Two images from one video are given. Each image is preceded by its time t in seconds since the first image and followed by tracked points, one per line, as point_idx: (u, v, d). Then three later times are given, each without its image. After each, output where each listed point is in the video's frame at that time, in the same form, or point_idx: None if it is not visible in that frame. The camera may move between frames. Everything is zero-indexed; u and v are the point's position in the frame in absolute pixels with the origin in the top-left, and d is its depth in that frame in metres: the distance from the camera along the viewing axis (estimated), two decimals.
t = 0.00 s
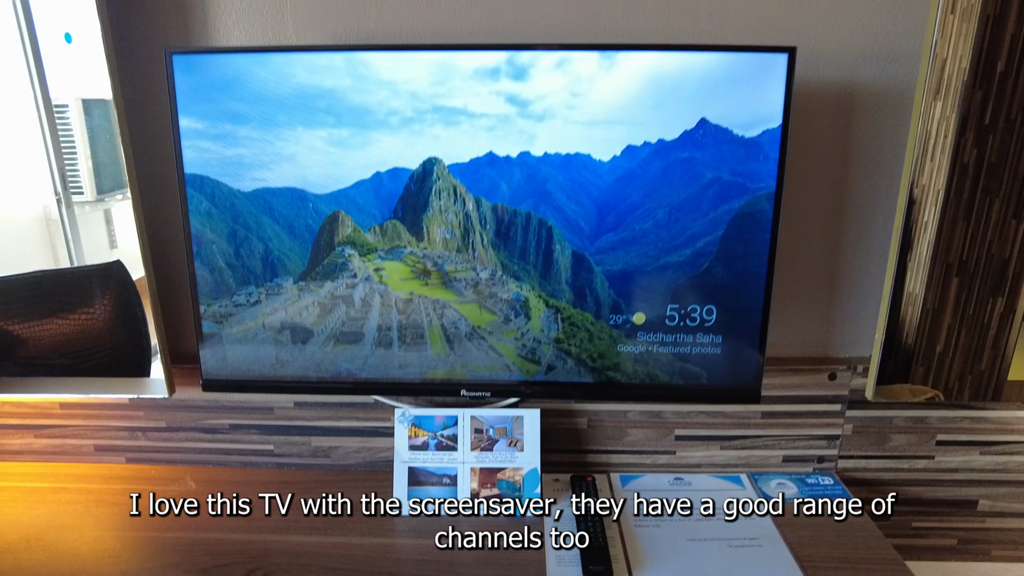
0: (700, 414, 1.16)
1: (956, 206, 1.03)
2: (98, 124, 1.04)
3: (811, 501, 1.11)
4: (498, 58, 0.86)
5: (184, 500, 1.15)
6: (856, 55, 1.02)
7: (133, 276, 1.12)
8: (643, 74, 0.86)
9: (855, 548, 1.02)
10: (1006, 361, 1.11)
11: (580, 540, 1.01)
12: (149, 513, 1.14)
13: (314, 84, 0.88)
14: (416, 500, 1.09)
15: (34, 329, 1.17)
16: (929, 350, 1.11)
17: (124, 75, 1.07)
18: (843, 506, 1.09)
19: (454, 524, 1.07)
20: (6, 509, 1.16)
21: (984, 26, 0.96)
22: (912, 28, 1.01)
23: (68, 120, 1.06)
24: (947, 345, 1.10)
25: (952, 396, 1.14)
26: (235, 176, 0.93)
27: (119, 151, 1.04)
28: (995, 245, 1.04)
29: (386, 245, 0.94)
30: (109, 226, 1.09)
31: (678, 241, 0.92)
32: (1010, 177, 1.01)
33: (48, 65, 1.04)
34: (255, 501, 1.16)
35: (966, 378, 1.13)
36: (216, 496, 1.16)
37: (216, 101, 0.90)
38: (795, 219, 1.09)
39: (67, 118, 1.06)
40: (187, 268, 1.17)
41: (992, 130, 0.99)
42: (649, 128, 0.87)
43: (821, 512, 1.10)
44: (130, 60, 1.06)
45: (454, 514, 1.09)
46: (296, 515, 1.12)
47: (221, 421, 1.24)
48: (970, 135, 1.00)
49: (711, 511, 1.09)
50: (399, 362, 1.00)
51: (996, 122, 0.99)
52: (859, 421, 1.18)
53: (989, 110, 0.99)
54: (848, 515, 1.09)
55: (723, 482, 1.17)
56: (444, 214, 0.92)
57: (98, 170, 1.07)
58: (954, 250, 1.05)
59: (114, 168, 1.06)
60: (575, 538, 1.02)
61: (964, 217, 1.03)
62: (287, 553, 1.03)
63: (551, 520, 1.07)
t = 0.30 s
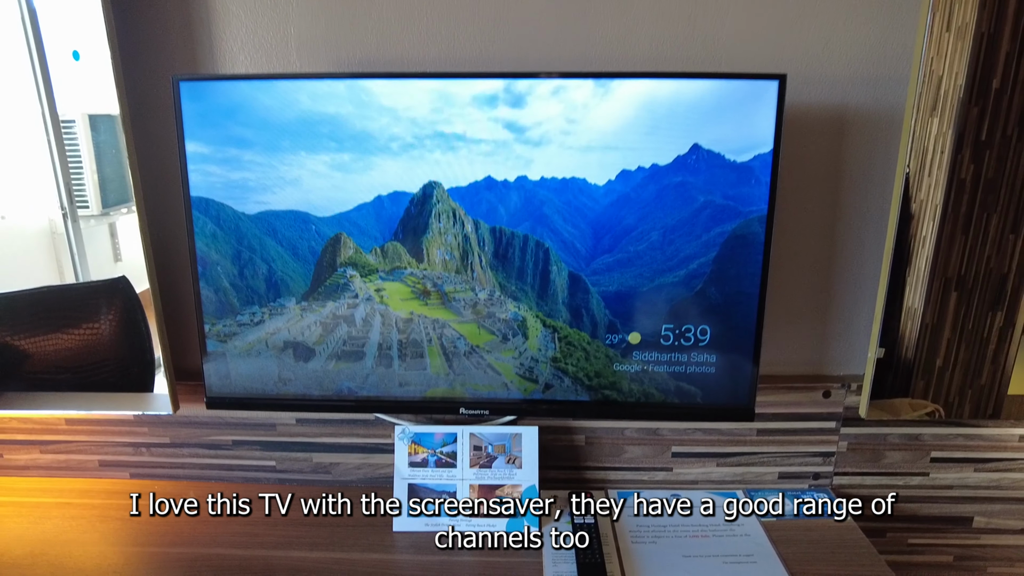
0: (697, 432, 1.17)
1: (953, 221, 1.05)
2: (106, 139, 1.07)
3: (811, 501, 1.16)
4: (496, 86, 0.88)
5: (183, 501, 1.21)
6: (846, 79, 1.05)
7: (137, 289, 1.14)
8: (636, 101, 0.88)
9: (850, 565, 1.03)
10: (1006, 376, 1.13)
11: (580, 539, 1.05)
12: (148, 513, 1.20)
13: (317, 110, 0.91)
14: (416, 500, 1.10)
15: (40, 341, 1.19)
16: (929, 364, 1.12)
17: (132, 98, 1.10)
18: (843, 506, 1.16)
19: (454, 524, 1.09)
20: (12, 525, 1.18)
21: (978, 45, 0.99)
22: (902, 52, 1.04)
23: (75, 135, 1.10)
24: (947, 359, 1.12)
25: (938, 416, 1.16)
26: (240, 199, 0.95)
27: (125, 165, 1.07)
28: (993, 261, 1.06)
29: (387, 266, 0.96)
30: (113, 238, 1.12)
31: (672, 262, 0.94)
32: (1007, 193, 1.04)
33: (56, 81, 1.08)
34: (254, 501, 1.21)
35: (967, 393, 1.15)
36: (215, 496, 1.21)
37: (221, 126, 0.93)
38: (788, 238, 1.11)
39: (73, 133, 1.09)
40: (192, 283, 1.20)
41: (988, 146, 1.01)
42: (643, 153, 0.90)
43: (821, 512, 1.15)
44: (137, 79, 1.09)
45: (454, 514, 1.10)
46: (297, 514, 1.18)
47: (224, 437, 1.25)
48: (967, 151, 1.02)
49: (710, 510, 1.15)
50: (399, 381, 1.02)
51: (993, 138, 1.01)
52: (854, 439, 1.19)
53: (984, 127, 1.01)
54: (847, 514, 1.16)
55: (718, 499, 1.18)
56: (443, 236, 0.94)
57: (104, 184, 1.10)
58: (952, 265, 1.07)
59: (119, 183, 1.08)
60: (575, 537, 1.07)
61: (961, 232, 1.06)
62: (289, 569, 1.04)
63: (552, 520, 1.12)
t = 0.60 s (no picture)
0: (691, 451, 1.20)
1: (950, 239, 1.09)
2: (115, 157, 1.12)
3: (812, 501, 1.23)
4: (494, 119, 0.92)
5: (183, 501, 1.29)
6: (832, 110, 1.09)
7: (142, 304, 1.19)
8: (628, 134, 0.92)
9: None
10: (1005, 394, 1.16)
11: (580, 539, 1.12)
12: (148, 512, 1.29)
13: (323, 142, 0.95)
14: (416, 500, 1.13)
15: (51, 357, 1.24)
16: (929, 383, 1.16)
17: (145, 127, 1.15)
18: (843, 506, 1.24)
19: (454, 524, 1.13)
20: (22, 540, 1.21)
21: (971, 68, 1.03)
22: (887, 84, 1.08)
23: (85, 153, 1.14)
24: (946, 377, 1.15)
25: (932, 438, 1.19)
26: (248, 226, 0.99)
27: (133, 180, 1.12)
28: (990, 279, 1.10)
29: (388, 291, 1.00)
30: (120, 255, 1.17)
31: (664, 288, 0.97)
32: (1003, 213, 1.08)
33: (66, 101, 1.12)
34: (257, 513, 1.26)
35: (967, 411, 1.18)
36: (215, 495, 1.30)
37: (231, 157, 0.97)
38: (778, 263, 1.15)
39: (83, 151, 1.14)
40: (199, 299, 1.24)
41: (983, 166, 1.05)
42: (635, 184, 0.93)
43: (821, 511, 1.23)
44: (148, 104, 1.14)
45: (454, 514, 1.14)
46: (299, 532, 1.20)
47: (230, 455, 1.29)
48: (962, 171, 1.06)
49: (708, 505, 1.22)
50: (400, 402, 1.05)
51: (988, 157, 1.06)
52: (846, 458, 1.22)
53: (980, 147, 1.05)
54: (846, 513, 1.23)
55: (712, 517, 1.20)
56: (443, 261, 0.98)
57: (111, 202, 1.14)
58: (949, 284, 1.11)
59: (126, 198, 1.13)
60: (575, 537, 1.12)
61: (959, 251, 1.09)
62: None
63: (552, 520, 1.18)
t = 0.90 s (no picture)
0: (686, 477, 1.23)
1: (949, 260, 1.12)
2: (124, 179, 1.16)
3: (812, 501, 1.25)
4: (492, 159, 0.97)
5: (183, 501, 1.35)
6: (820, 145, 1.13)
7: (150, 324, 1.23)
8: (621, 172, 0.96)
9: None
10: (1007, 417, 1.17)
11: (580, 539, 1.19)
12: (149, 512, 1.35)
13: (330, 179, 0.99)
14: (416, 500, 1.15)
15: (59, 378, 1.28)
16: (929, 405, 1.17)
17: (158, 160, 1.20)
18: (843, 507, 1.25)
19: (454, 524, 1.15)
20: (32, 562, 1.24)
21: (965, 94, 1.07)
22: (872, 120, 1.12)
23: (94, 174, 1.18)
24: (947, 400, 1.17)
25: (921, 466, 1.22)
26: (256, 258, 1.03)
27: (140, 201, 1.15)
28: (990, 301, 1.13)
29: (391, 321, 1.03)
30: (126, 275, 1.20)
31: (657, 319, 1.00)
32: (1000, 235, 1.10)
33: (78, 125, 1.16)
34: (261, 535, 1.29)
35: (968, 433, 1.20)
36: (215, 495, 1.34)
37: (241, 193, 1.01)
38: (770, 293, 1.18)
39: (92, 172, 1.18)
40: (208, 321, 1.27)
41: (979, 189, 1.09)
42: (628, 220, 0.97)
43: (821, 511, 1.25)
44: (159, 135, 1.19)
45: (454, 514, 1.15)
46: (303, 556, 1.22)
47: (236, 479, 1.32)
48: (959, 194, 1.10)
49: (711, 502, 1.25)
50: (401, 429, 1.08)
51: (983, 182, 1.09)
52: (838, 484, 1.24)
53: (975, 171, 1.09)
54: (847, 514, 1.25)
55: (707, 542, 1.22)
56: (444, 292, 1.02)
57: (120, 223, 1.18)
58: (948, 305, 1.13)
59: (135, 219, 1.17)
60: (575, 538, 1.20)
61: (957, 271, 1.12)
62: None
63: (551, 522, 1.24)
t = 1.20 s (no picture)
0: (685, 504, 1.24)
1: (949, 284, 1.15)
2: (131, 203, 1.20)
3: (812, 501, 1.24)
4: (492, 193, 1.00)
5: (183, 501, 1.34)
6: (814, 178, 1.15)
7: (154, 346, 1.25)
8: (618, 206, 0.99)
9: None
10: (1012, 440, 1.20)
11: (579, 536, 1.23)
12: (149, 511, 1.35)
13: (334, 212, 1.02)
14: (416, 500, 1.11)
15: (64, 402, 1.32)
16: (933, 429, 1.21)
17: (166, 190, 1.23)
18: (843, 506, 1.24)
19: (454, 525, 1.11)
20: None
21: (962, 122, 1.11)
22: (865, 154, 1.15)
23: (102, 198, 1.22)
24: (951, 423, 1.20)
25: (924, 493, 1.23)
26: (261, 288, 1.05)
27: (147, 224, 1.19)
28: (991, 324, 1.16)
29: (393, 350, 1.05)
30: (131, 295, 1.23)
31: (654, 349, 1.02)
32: (999, 260, 1.14)
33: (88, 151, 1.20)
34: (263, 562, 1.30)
35: (973, 458, 1.22)
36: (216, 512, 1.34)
37: (248, 225, 1.03)
38: (767, 322, 1.20)
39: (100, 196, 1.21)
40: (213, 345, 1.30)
41: (978, 214, 1.12)
42: (625, 252, 0.99)
43: (820, 511, 1.24)
44: (168, 165, 1.22)
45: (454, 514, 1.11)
46: None
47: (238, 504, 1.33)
48: (959, 220, 1.13)
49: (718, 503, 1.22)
50: (402, 457, 1.09)
51: (982, 208, 1.13)
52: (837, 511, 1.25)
53: (973, 198, 1.12)
54: (846, 514, 1.24)
55: (706, 570, 1.23)
56: (444, 322, 1.04)
57: (126, 245, 1.22)
58: (950, 329, 1.17)
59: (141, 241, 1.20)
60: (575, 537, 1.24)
61: (958, 296, 1.16)
62: None
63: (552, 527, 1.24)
